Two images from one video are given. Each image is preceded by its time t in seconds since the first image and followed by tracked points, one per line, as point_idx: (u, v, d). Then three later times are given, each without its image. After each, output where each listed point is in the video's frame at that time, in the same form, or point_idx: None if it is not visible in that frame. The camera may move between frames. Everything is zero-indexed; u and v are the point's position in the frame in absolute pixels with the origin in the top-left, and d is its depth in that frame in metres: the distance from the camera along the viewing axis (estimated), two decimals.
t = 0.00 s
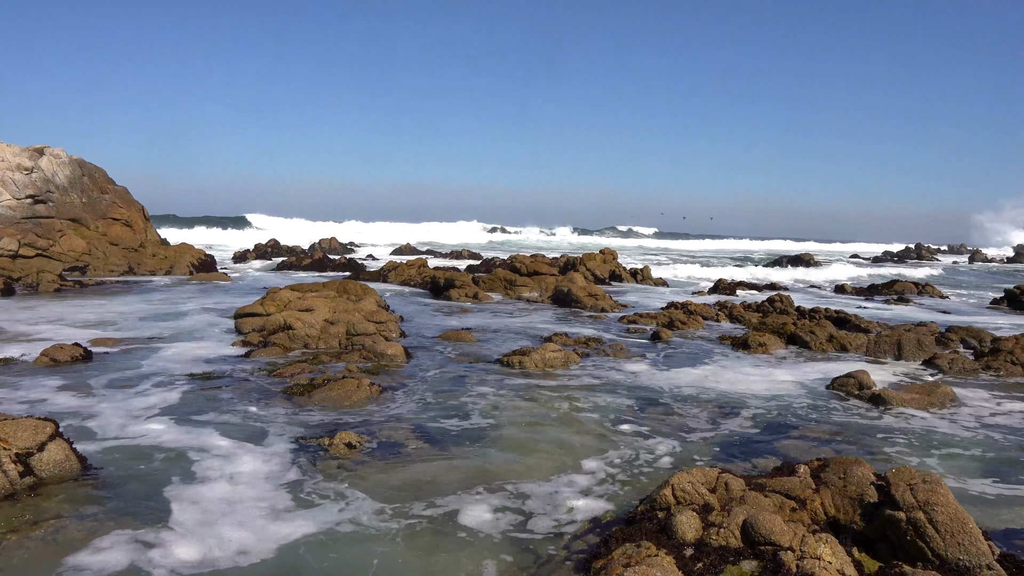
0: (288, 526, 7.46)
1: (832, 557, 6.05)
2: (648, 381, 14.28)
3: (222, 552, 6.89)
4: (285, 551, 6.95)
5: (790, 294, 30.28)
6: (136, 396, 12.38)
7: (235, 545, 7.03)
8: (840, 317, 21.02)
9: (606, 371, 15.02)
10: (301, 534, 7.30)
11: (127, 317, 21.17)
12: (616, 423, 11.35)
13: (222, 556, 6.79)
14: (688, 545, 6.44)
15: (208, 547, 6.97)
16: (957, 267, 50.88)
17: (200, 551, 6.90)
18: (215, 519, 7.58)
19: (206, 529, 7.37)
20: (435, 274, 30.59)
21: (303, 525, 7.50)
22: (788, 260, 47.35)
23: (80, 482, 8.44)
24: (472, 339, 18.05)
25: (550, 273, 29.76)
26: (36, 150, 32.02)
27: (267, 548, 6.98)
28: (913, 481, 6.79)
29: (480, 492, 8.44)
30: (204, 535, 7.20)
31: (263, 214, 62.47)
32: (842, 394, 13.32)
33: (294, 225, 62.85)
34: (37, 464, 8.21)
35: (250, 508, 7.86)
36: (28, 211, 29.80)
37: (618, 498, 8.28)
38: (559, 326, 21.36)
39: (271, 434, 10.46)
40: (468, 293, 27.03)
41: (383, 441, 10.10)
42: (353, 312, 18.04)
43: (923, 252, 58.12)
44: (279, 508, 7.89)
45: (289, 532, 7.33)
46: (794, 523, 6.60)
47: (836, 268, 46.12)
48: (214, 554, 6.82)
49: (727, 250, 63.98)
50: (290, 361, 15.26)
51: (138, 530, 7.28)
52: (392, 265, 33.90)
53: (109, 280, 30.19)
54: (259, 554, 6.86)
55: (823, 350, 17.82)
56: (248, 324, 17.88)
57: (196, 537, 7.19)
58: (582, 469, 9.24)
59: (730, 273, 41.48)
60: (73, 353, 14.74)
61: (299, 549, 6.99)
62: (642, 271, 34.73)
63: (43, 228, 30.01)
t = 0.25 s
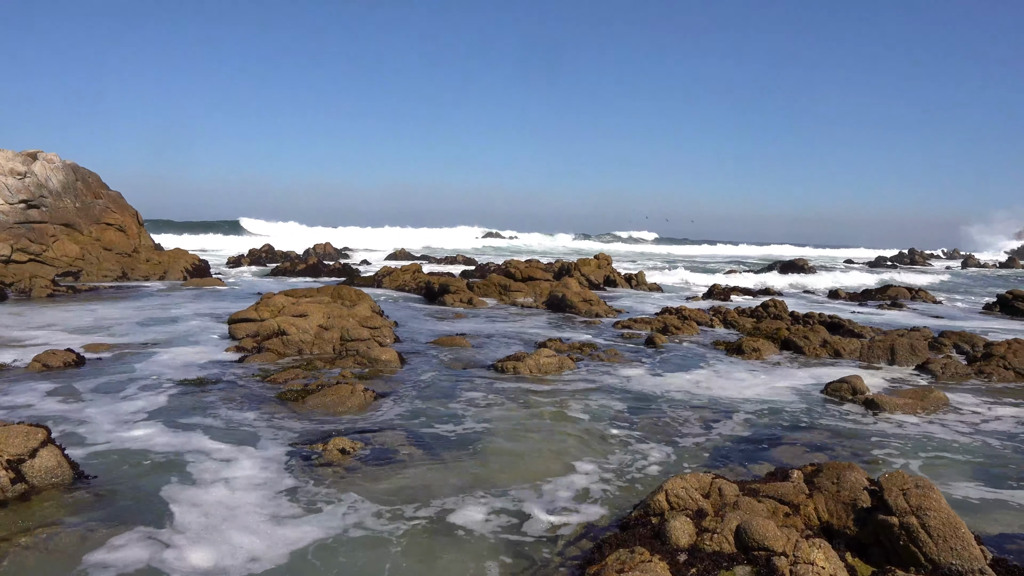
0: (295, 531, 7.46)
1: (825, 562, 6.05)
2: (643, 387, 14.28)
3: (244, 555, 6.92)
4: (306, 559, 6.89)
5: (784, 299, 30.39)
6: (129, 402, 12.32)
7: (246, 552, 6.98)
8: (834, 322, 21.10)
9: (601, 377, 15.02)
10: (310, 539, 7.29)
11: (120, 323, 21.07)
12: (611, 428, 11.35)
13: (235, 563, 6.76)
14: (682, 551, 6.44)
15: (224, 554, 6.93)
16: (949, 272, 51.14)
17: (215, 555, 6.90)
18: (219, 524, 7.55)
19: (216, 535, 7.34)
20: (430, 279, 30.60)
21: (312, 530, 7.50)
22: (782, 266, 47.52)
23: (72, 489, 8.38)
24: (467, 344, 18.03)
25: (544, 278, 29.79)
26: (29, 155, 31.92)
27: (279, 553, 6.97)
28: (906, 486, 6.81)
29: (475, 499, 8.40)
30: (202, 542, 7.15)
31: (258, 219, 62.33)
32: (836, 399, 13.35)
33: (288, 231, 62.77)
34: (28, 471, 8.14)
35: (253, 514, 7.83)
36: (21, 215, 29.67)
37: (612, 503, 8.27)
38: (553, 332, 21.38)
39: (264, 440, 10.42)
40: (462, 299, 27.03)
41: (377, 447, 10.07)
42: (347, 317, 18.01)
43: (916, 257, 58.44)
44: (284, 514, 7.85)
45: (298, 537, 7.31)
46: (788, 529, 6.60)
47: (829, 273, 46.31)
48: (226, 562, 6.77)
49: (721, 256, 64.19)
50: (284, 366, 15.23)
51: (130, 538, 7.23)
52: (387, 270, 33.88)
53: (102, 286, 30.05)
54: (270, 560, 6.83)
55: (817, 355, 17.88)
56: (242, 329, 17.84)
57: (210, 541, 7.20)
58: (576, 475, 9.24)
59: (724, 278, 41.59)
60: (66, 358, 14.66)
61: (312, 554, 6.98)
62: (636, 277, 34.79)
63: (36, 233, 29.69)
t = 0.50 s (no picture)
0: (307, 531, 7.49)
1: (825, 563, 6.05)
2: (642, 388, 14.27)
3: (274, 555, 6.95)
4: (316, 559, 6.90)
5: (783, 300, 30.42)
6: (129, 403, 12.30)
7: (263, 554, 6.97)
8: (833, 323, 21.12)
9: (600, 378, 15.02)
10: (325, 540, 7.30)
11: (119, 324, 21.05)
12: (611, 429, 11.35)
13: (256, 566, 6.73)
14: (681, 552, 6.43)
15: (243, 556, 6.92)
16: (949, 273, 51.18)
17: (235, 555, 6.92)
18: (225, 526, 7.55)
19: (253, 535, 7.36)
20: (429, 280, 30.60)
21: (328, 530, 7.53)
22: (781, 267, 47.55)
23: (71, 491, 8.36)
24: (466, 345, 18.04)
25: (543, 279, 29.79)
26: (29, 156, 31.93)
27: (295, 554, 6.98)
28: (905, 487, 6.81)
29: (475, 500, 8.39)
30: (207, 544, 7.13)
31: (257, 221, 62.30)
32: (835, 400, 13.36)
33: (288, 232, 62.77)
34: (28, 472, 8.13)
35: (259, 515, 7.83)
36: (20, 217, 29.66)
37: (612, 504, 8.26)
38: (553, 333, 21.38)
39: (263, 441, 10.40)
40: (461, 300, 27.03)
41: (377, 448, 10.06)
42: (346, 318, 18.00)
43: (915, 257, 58.49)
44: (289, 515, 7.85)
45: (311, 538, 7.32)
46: (787, 530, 6.59)
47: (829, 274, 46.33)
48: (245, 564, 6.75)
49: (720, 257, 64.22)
50: (283, 368, 15.22)
51: (129, 540, 7.20)
52: (386, 271, 33.89)
53: (101, 287, 30.03)
54: (288, 562, 6.83)
55: (816, 356, 17.88)
56: (241, 331, 17.83)
57: (231, 540, 7.23)
58: (576, 476, 9.23)
59: (723, 279, 41.61)
60: (65, 360, 14.64)
61: (323, 554, 6.98)
62: (636, 278, 34.80)
63: (35, 234, 29.66)
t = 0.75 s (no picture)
0: (319, 527, 7.52)
1: (824, 560, 6.05)
2: (642, 386, 14.27)
3: (286, 555, 6.93)
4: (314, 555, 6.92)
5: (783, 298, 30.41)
6: (129, 401, 12.30)
7: (279, 551, 6.99)
8: (832, 321, 21.12)
9: (600, 376, 15.01)
10: (336, 536, 7.34)
11: (119, 322, 21.05)
12: (611, 427, 11.35)
13: (273, 565, 6.72)
14: (680, 549, 6.44)
15: (259, 554, 6.92)
16: (949, 271, 51.17)
17: (250, 553, 6.92)
18: (233, 523, 7.56)
19: (260, 532, 7.37)
20: (428, 279, 30.60)
21: (333, 527, 7.55)
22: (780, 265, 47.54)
23: (70, 489, 8.36)
24: (465, 343, 18.03)
25: (543, 277, 29.78)
26: (28, 154, 31.93)
27: (311, 551, 7.00)
28: (905, 484, 6.81)
29: (475, 498, 8.39)
30: (213, 545, 7.11)
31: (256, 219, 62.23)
32: (835, 397, 13.35)
33: (287, 230, 62.74)
34: (28, 470, 8.13)
35: (270, 513, 7.82)
36: (20, 215, 29.64)
37: (612, 502, 8.26)
38: (552, 331, 21.38)
39: (263, 439, 10.39)
40: (461, 298, 27.02)
41: (376, 446, 10.06)
42: (346, 316, 17.99)
43: (915, 255, 58.52)
44: (291, 513, 7.84)
45: (325, 534, 7.36)
46: (786, 527, 6.60)
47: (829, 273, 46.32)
48: (255, 565, 6.73)
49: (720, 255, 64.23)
50: (283, 366, 15.21)
51: (130, 538, 7.21)
52: (385, 270, 33.88)
53: (101, 285, 30.00)
54: (303, 559, 6.84)
55: (815, 354, 17.88)
56: (241, 329, 17.83)
57: (249, 538, 7.24)
58: (576, 473, 9.23)
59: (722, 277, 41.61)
60: (65, 358, 14.64)
61: (338, 551, 7.01)
62: (635, 276, 34.79)
63: (35, 233, 29.60)
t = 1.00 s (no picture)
0: (333, 524, 7.55)
1: (825, 559, 6.04)
2: (643, 385, 14.26)
3: (304, 553, 6.93)
4: (320, 553, 6.93)
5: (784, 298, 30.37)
6: (130, 400, 12.29)
7: (296, 549, 7.00)
8: (833, 320, 21.11)
9: (601, 375, 15.00)
10: (351, 532, 7.38)
11: (120, 321, 21.06)
12: (612, 426, 11.35)
13: (290, 563, 6.72)
14: (681, 548, 6.44)
15: (275, 553, 6.91)
16: (950, 271, 51.11)
17: (269, 551, 6.93)
18: (246, 521, 7.58)
19: (276, 529, 7.39)
20: (429, 277, 30.60)
21: (346, 523, 7.59)
22: (781, 264, 47.51)
23: (72, 487, 8.36)
24: (466, 341, 18.03)
25: (544, 276, 29.77)
26: (29, 153, 31.95)
27: (328, 549, 7.02)
28: (906, 483, 6.81)
29: (476, 497, 8.38)
30: (233, 541, 7.14)
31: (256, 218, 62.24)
32: (836, 397, 13.34)
33: (288, 229, 62.74)
34: (29, 469, 8.13)
35: (283, 511, 7.83)
36: (21, 214, 29.65)
37: (614, 501, 8.25)
38: (554, 330, 21.38)
39: (264, 438, 10.39)
40: (462, 297, 27.02)
41: (377, 445, 10.06)
42: (347, 315, 17.99)
43: (916, 255, 58.48)
44: (294, 511, 7.85)
45: (339, 531, 7.39)
46: (787, 526, 6.60)
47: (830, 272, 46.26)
48: (272, 563, 6.73)
49: (721, 254, 64.17)
50: (284, 364, 15.21)
51: (133, 536, 7.21)
52: (386, 268, 33.87)
53: (102, 284, 30.00)
54: (320, 557, 6.85)
55: (816, 353, 17.87)
56: (241, 327, 17.83)
57: (267, 536, 7.25)
58: (577, 472, 9.22)
59: (723, 277, 41.58)
60: (66, 357, 14.65)
61: (351, 549, 7.04)
62: (636, 275, 34.77)
63: (36, 231, 29.60)
